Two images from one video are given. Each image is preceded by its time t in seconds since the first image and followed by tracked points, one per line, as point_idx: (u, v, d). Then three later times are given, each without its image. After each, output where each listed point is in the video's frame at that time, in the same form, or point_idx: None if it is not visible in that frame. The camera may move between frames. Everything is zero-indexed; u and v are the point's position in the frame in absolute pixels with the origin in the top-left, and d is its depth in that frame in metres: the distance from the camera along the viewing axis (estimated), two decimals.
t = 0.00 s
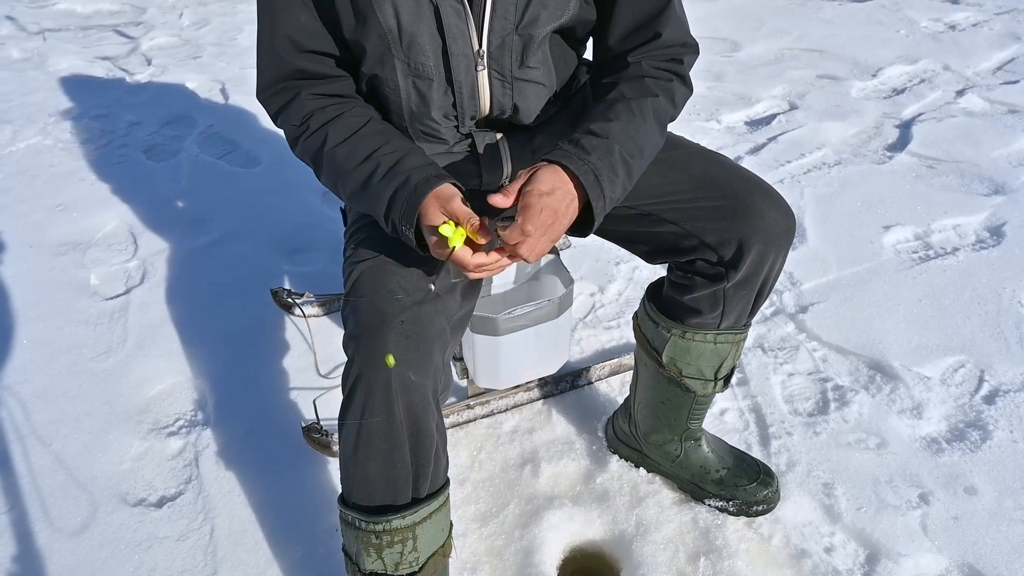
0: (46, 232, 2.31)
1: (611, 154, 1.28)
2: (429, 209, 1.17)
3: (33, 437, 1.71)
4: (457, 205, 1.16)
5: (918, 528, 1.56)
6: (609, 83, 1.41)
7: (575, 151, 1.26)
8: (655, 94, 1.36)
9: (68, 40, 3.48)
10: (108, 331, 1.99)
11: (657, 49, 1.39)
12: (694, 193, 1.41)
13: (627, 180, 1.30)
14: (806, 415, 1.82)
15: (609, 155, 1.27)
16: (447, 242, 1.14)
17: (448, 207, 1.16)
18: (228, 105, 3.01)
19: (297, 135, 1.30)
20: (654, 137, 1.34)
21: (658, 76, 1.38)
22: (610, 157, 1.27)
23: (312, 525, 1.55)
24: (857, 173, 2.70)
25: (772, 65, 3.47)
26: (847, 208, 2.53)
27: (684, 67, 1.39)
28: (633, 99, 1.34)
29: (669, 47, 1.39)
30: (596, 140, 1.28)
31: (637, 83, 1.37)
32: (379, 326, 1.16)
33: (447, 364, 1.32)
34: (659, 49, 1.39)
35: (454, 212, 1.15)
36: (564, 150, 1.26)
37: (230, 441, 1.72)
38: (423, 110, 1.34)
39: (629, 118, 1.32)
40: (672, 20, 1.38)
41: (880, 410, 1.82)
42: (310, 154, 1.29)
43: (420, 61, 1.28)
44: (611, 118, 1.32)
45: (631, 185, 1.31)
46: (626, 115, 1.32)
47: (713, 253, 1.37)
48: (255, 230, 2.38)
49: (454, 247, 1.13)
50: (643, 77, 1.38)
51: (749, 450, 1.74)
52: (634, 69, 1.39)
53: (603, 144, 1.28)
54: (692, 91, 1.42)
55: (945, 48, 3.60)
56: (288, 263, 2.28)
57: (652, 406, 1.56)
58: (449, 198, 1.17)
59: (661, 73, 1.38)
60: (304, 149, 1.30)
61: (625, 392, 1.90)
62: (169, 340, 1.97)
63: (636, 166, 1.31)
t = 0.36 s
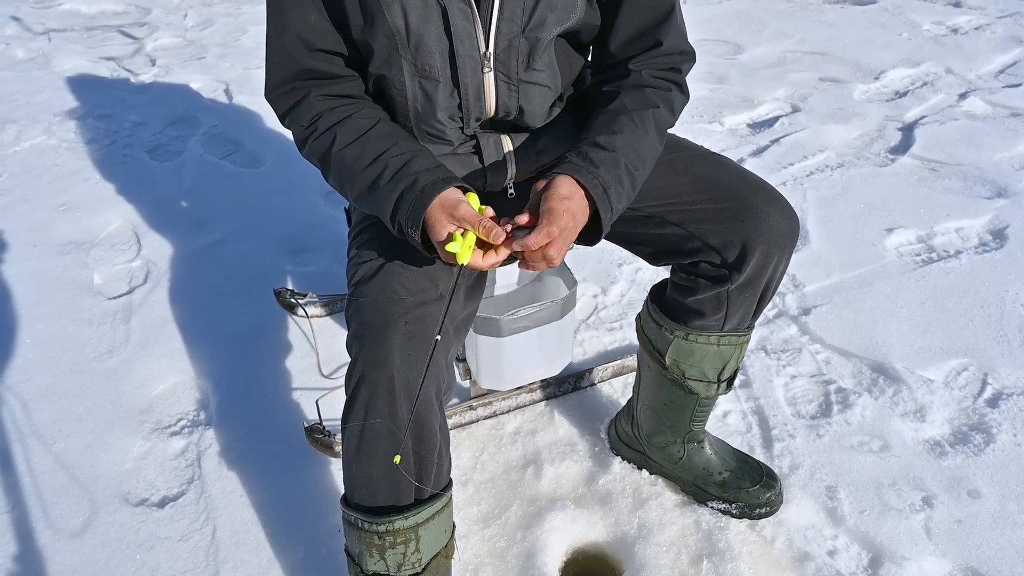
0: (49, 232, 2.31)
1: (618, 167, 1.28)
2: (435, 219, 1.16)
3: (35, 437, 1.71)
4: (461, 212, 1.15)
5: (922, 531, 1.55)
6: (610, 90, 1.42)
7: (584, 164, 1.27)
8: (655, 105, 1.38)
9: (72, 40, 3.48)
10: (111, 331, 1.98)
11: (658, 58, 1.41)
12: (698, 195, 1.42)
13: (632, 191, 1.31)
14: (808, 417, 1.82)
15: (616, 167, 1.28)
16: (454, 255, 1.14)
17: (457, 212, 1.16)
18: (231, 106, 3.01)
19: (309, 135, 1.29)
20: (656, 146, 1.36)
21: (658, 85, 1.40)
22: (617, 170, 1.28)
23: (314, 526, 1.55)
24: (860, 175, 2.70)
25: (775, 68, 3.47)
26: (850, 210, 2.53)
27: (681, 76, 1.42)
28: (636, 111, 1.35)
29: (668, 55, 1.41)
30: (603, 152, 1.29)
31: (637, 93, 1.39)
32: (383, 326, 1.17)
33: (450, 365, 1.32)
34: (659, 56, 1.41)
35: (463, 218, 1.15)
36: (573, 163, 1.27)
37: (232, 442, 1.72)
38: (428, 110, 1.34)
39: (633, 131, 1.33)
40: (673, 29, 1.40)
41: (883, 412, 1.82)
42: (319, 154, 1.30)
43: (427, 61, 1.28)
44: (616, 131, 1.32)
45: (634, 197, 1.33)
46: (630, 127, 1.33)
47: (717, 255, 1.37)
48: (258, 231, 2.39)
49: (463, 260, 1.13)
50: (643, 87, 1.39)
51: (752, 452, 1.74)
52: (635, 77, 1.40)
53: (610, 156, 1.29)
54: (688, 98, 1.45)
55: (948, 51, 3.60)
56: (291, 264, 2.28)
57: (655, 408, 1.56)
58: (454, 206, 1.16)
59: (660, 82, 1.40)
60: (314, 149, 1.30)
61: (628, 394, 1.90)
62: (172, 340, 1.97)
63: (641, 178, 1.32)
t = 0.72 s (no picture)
0: (53, 234, 2.32)
1: (631, 175, 1.29)
2: (446, 219, 1.16)
3: (39, 438, 1.71)
4: (474, 213, 1.15)
5: (926, 535, 1.55)
6: (616, 95, 1.42)
7: (597, 170, 1.28)
8: (662, 112, 1.38)
9: (77, 43, 3.50)
10: (115, 332, 1.99)
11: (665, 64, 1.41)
12: (703, 199, 1.42)
13: (643, 198, 1.31)
14: (812, 421, 1.81)
15: (629, 175, 1.29)
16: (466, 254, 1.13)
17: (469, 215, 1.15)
18: (236, 108, 3.02)
19: (317, 137, 1.29)
20: (664, 154, 1.36)
21: (664, 91, 1.40)
22: (630, 178, 1.29)
23: (316, 528, 1.55)
24: (863, 179, 2.70)
25: (778, 71, 3.47)
26: (853, 213, 2.53)
27: (687, 82, 1.42)
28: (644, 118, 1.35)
29: (675, 61, 1.42)
30: (615, 160, 1.29)
31: (644, 100, 1.39)
32: (387, 328, 1.17)
33: (454, 368, 1.33)
34: (665, 62, 1.41)
35: (474, 219, 1.14)
36: (586, 171, 1.27)
37: (236, 443, 1.72)
38: (434, 113, 1.34)
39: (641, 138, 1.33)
40: (680, 35, 1.41)
41: (886, 416, 1.82)
42: (327, 156, 1.29)
43: (434, 65, 1.28)
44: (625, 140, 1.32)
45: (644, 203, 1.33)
46: (641, 134, 1.34)
47: (721, 258, 1.37)
48: (262, 233, 2.39)
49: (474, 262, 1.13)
50: (650, 93, 1.39)
51: (755, 456, 1.74)
52: (642, 83, 1.40)
53: (624, 164, 1.29)
54: (693, 104, 1.45)
55: (951, 54, 3.60)
56: (295, 266, 2.29)
57: (658, 411, 1.56)
58: (466, 206, 1.16)
59: (666, 89, 1.41)
60: (321, 151, 1.30)
61: (631, 397, 1.90)
62: (176, 342, 1.97)
63: (651, 185, 1.32)
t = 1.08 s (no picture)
0: (56, 235, 2.32)
1: (637, 175, 1.29)
2: (453, 217, 1.16)
3: (42, 439, 1.72)
4: (480, 214, 1.15)
5: (927, 538, 1.55)
6: (620, 97, 1.43)
7: (603, 170, 1.28)
8: (667, 114, 1.39)
9: (80, 45, 3.51)
10: (118, 334, 2.00)
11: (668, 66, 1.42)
12: (706, 201, 1.42)
13: (649, 199, 1.31)
14: (813, 423, 1.81)
15: (635, 175, 1.29)
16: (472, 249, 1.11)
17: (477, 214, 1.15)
18: (239, 110, 3.03)
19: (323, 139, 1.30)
20: (669, 155, 1.36)
21: (668, 93, 1.41)
22: (637, 178, 1.29)
23: (319, 529, 1.55)
24: (866, 181, 2.70)
25: (780, 73, 3.47)
26: (856, 216, 2.53)
27: (690, 84, 1.43)
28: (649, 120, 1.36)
29: (679, 63, 1.42)
30: (621, 161, 1.29)
31: (648, 101, 1.39)
32: (390, 329, 1.17)
33: (456, 369, 1.33)
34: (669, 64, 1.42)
35: (480, 218, 1.14)
36: (592, 171, 1.28)
37: (238, 444, 1.73)
38: (438, 115, 1.34)
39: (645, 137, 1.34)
40: (683, 37, 1.42)
41: (888, 418, 1.82)
42: (333, 158, 1.30)
43: (438, 67, 1.29)
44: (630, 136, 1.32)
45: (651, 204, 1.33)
46: (646, 135, 1.34)
47: (724, 260, 1.37)
48: (265, 234, 2.40)
49: (479, 256, 1.10)
50: (654, 95, 1.40)
51: (757, 457, 1.74)
52: (646, 85, 1.41)
53: (630, 165, 1.29)
54: (696, 106, 1.46)
55: (954, 57, 3.60)
56: (297, 267, 2.29)
57: (661, 413, 1.56)
58: (473, 207, 1.16)
59: (670, 90, 1.41)
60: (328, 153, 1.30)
61: (633, 399, 1.90)
62: (178, 344, 1.98)
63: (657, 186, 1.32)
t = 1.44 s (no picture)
0: (56, 235, 2.32)
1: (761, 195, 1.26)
2: (439, 241, 1.16)
3: (43, 439, 1.72)
4: (464, 235, 1.16)
5: (926, 538, 1.55)
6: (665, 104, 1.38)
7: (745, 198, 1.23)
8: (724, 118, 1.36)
9: (80, 45, 3.51)
10: (117, 334, 2.00)
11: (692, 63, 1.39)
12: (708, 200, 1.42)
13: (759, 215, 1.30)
14: (813, 423, 1.82)
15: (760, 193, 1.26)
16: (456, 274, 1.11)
17: (463, 237, 1.15)
18: (239, 110, 3.03)
19: (315, 150, 1.30)
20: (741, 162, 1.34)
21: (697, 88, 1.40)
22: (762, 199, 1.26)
23: (318, 530, 1.55)
24: (866, 182, 2.70)
25: (781, 74, 3.48)
26: (856, 217, 2.53)
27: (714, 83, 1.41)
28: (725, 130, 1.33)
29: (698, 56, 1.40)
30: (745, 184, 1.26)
31: (701, 108, 1.36)
32: (388, 330, 1.18)
33: (455, 370, 1.33)
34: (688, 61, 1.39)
35: (465, 241, 1.15)
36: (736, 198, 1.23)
37: (237, 445, 1.73)
38: (436, 117, 1.34)
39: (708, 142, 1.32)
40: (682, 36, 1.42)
41: (888, 419, 1.82)
42: (327, 170, 1.30)
43: (435, 68, 1.29)
44: (685, 145, 1.33)
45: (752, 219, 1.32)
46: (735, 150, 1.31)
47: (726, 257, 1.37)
48: (264, 234, 2.40)
49: (463, 281, 1.09)
50: (699, 100, 1.37)
51: (756, 458, 1.74)
52: (686, 92, 1.38)
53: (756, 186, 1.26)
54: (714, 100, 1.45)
55: (954, 58, 3.60)
56: (297, 268, 2.29)
57: (660, 412, 1.56)
58: (457, 229, 1.17)
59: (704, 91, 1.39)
60: (322, 164, 1.30)
61: (633, 400, 1.90)
62: (177, 345, 1.98)
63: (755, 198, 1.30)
